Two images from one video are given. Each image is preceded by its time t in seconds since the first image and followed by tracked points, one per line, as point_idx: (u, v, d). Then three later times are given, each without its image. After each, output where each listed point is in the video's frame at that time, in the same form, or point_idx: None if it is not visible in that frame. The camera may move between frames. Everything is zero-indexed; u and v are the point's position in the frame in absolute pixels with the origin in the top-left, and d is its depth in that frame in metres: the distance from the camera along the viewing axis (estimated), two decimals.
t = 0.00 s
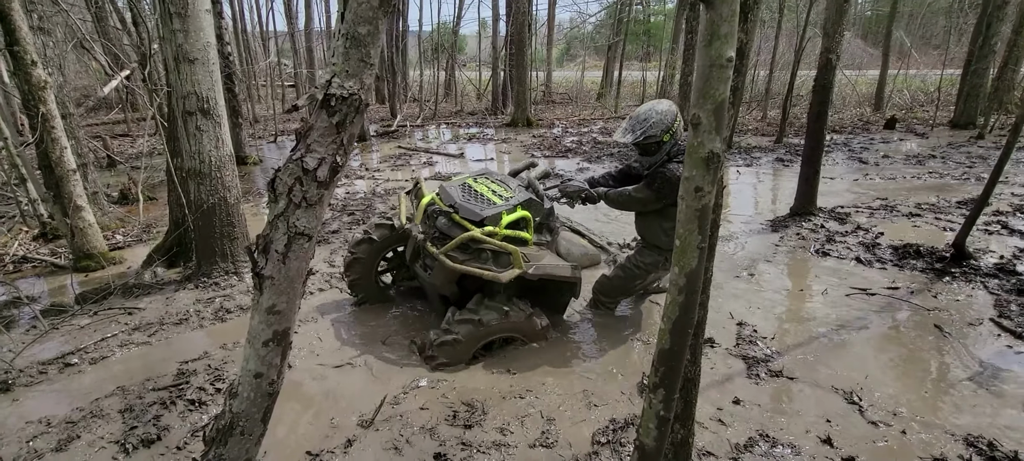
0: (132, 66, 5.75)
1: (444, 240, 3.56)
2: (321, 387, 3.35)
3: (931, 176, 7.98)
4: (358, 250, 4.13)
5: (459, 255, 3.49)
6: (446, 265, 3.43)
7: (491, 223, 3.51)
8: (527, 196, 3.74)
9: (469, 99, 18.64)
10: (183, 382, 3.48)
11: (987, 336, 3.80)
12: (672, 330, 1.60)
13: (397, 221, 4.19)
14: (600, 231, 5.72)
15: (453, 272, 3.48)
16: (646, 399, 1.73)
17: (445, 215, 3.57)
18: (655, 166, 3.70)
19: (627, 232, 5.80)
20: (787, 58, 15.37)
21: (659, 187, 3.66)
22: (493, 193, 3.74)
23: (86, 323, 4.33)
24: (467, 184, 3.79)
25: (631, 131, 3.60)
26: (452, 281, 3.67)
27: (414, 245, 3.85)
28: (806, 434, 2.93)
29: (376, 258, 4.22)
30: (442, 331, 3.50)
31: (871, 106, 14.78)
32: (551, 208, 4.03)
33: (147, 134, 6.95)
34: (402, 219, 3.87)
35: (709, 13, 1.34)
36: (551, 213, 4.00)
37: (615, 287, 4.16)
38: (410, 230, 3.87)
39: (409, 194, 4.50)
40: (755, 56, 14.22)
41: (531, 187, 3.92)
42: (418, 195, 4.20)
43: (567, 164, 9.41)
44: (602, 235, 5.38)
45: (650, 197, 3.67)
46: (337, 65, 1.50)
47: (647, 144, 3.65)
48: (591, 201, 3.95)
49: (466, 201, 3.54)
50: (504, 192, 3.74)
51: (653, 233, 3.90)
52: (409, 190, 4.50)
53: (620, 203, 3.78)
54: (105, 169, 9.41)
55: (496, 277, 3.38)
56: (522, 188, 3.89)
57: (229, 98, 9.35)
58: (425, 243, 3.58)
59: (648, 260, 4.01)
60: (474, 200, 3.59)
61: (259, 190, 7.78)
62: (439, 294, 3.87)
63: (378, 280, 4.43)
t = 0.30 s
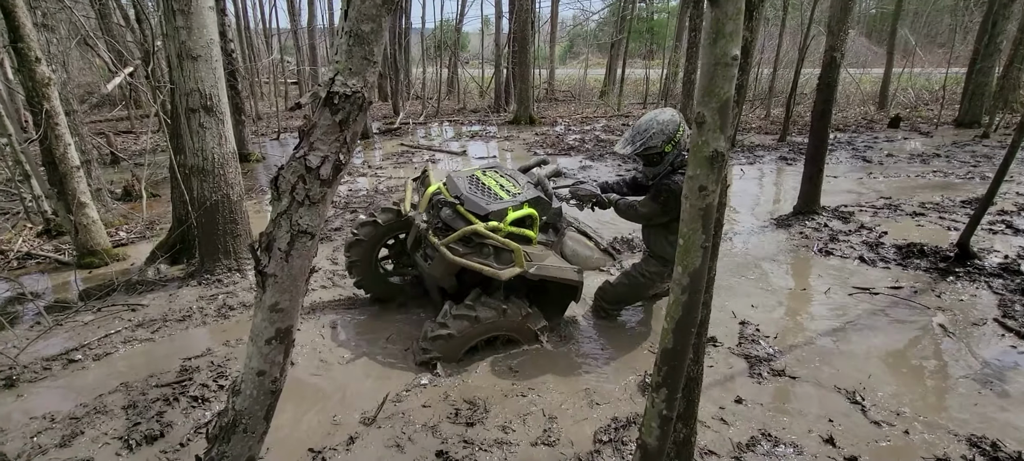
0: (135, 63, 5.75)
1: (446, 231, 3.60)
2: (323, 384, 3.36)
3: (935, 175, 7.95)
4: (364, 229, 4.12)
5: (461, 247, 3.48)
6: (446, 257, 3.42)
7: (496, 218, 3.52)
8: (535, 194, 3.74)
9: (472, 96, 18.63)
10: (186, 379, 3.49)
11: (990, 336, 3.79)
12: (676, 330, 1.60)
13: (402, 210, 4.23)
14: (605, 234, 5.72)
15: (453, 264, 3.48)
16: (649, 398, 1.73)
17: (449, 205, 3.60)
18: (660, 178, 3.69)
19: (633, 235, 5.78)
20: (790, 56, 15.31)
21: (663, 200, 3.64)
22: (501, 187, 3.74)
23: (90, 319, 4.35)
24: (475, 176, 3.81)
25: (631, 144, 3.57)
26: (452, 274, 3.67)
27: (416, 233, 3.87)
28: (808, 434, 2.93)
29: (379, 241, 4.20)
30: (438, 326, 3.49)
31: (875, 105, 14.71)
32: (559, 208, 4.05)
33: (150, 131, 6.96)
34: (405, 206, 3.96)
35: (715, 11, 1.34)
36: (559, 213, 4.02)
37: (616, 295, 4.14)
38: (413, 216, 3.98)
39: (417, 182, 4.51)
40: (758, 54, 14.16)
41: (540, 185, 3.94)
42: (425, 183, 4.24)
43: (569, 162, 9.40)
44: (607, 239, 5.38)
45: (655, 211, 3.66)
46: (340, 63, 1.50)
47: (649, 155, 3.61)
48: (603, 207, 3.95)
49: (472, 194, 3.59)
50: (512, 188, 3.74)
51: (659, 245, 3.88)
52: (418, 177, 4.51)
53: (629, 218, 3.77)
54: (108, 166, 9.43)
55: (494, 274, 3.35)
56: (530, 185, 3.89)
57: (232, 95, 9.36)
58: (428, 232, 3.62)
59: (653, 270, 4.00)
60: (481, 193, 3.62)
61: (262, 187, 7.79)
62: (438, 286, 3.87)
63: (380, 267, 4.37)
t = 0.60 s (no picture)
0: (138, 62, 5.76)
1: (445, 228, 3.59)
2: (325, 382, 3.36)
3: (939, 174, 7.92)
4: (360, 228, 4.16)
5: (459, 245, 3.50)
6: (444, 255, 3.43)
7: (494, 215, 3.51)
8: (535, 190, 3.72)
9: (474, 95, 18.63)
10: (189, 377, 3.50)
11: (994, 337, 3.77)
12: (678, 329, 1.59)
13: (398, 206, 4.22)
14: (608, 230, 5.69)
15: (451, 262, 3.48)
16: (651, 397, 1.72)
17: (448, 202, 3.61)
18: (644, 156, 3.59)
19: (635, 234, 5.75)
20: (794, 55, 15.27)
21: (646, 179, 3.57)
22: (500, 183, 3.73)
23: (93, 317, 4.36)
24: (474, 172, 3.80)
25: (614, 117, 3.52)
26: (449, 271, 3.65)
27: (414, 230, 3.84)
28: (810, 434, 2.92)
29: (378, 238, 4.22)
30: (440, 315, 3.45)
31: (878, 104, 14.67)
32: (560, 204, 3.96)
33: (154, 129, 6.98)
34: (404, 203, 3.94)
35: (718, 9, 1.33)
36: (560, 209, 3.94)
37: (614, 286, 4.12)
38: (412, 213, 3.95)
39: (415, 178, 4.49)
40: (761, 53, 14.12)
41: (540, 180, 3.92)
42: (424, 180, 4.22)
43: (571, 161, 9.39)
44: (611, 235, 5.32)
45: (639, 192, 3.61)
46: (342, 62, 1.50)
47: (632, 130, 3.54)
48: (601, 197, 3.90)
49: (470, 191, 3.58)
50: (511, 184, 3.73)
51: (644, 228, 3.82)
52: (416, 173, 4.49)
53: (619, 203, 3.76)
54: (112, 164, 9.46)
55: (492, 272, 3.39)
56: (530, 181, 3.88)
57: (235, 94, 9.37)
58: (426, 230, 3.63)
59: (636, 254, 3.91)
60: (480, 190, 3.61)
61: (264, 186, 7.80)
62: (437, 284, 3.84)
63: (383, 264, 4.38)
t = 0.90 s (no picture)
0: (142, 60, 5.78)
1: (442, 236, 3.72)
2: (327, 379, 3.37)
3: (943, 174, 7.89)
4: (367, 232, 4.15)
5: (455, 254, 3.61)
6: (439, 265, 3.55)
7: (489, 225, 3.52)
8: (532, 200, 3.71)
9: (476, 95, 18.63)
10: (191, 373, 3.51)
11: (997, 336, 3.76)
12: (680, 326, 1.59)
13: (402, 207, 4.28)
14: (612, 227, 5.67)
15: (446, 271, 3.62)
16: (653, 394, 1.72)
17: (444, 212, 3.67)
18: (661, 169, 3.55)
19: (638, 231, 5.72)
20: (796, 55, 15.24)
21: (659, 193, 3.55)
22: (498, 192, 3.73)
23: (95, 314, 4.37)
24: (473, 179, 3.82)
25: (638, 125, 3.50)
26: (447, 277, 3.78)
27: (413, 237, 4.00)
28: (812, 433, 2.91)
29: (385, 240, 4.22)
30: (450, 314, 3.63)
31: (882, 104, 14.63)
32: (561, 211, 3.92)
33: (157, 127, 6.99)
34: (403, 209, 4.01)
35: (722, 5, 1.33)
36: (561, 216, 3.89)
37: (614, 297, 4.06)
38: (411, 220, 4.07)
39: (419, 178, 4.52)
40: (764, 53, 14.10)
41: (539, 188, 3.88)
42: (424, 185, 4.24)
43: (573, 161, 9.38)
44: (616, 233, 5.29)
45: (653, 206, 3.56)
46: (344, 56, 1.50)
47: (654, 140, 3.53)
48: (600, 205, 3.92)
49: (467, 200, 3.59)
50: (509, 193, 3.72)
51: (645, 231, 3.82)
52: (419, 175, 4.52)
53: (620, 203, 3.73)
54: (115, 163, 9.48)
55: (483, 284, 3.42)
56: (529, 189, 3.86)
57: (238, 92, 9.38)
58: (424, 239, 3.77)
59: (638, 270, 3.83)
60: (477, 199, 3.62)
61: (266, 184, 7.81)
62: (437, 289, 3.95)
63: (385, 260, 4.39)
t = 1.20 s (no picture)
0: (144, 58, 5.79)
1: (442, 227, 3.65)
2: (327, 378, 3.37)
3: (946, 174, 7.86)
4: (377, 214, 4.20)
5: (455, 245, 3.53)
6: (439, 255, 3.50)
7: (491, 217, 3.51)
8: (534, 193, 3.69)
9: (478, 93, 18.62)
10: (192, 371, 3.51)
11: (999, 336, 3.75)
12: (679, 326, 1.58)
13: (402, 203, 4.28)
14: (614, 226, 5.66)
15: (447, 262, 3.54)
16: (652, 394, 1.71)
17: (446, 202, 3.64)
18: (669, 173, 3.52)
19: (640, 230, 5.72)
20: (799, 54, 15.19)
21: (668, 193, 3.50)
22: (500, 185, 3.72)
23: (97, 312, 4.38)
24: (474, 172, 3.81)
25: (646, 129, 3.49)
26: (445, 270, 3.69)
27: (414, 229, 3.98)
28: (813, 433, 2.90)
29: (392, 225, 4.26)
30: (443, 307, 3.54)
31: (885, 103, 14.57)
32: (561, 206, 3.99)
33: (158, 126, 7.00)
34: (407, 202, 4.10)
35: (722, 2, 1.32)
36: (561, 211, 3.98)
37: (619, 302, 4.02)
38: (413, 212, 4.08)
39: (421, 175, 4.51)
40: (766, 51, 14.06)
41: (541, 182, 3.90)
42: (426, 179, 4.24)
43: (575, 159, 9.36)
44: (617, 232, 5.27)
45: (661, 206, 3.51)
46: (342, 54, 1.50)
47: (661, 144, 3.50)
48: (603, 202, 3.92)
49: (468, 191, 3.58)
50: (511, 186, 3.71)
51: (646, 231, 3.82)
52: (421, 171, 4.51)
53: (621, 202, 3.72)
54: (117, 161, 9.51)
55: (484, 274, 3.40)
56: (530, 183, 3.86)
57: (239, 91, 9.39)
58: (424, 229, 3.71)
59: (649, 276, 3.81)
60: (478, 191, 3.61)
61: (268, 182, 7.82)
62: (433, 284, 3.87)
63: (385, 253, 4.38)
